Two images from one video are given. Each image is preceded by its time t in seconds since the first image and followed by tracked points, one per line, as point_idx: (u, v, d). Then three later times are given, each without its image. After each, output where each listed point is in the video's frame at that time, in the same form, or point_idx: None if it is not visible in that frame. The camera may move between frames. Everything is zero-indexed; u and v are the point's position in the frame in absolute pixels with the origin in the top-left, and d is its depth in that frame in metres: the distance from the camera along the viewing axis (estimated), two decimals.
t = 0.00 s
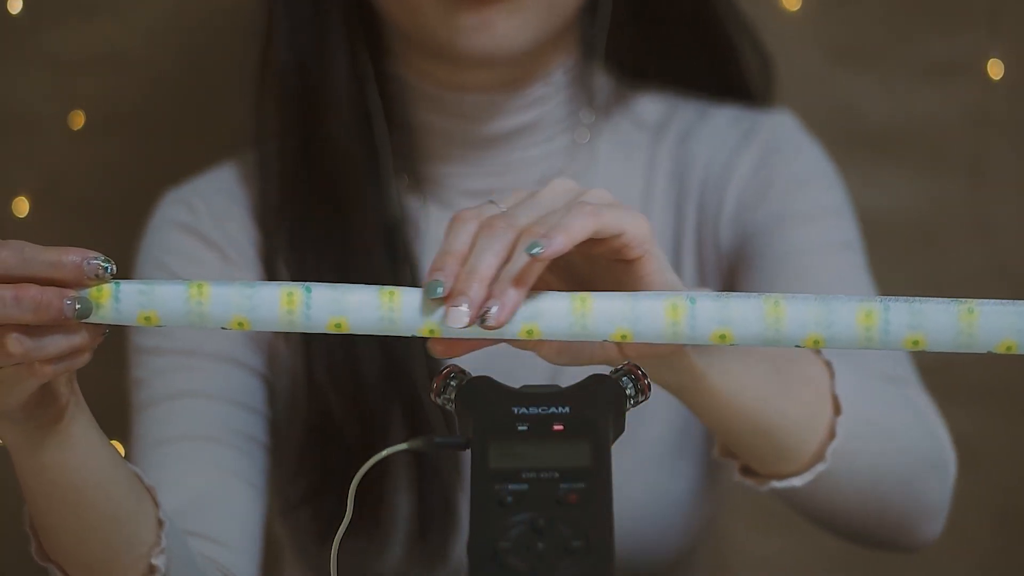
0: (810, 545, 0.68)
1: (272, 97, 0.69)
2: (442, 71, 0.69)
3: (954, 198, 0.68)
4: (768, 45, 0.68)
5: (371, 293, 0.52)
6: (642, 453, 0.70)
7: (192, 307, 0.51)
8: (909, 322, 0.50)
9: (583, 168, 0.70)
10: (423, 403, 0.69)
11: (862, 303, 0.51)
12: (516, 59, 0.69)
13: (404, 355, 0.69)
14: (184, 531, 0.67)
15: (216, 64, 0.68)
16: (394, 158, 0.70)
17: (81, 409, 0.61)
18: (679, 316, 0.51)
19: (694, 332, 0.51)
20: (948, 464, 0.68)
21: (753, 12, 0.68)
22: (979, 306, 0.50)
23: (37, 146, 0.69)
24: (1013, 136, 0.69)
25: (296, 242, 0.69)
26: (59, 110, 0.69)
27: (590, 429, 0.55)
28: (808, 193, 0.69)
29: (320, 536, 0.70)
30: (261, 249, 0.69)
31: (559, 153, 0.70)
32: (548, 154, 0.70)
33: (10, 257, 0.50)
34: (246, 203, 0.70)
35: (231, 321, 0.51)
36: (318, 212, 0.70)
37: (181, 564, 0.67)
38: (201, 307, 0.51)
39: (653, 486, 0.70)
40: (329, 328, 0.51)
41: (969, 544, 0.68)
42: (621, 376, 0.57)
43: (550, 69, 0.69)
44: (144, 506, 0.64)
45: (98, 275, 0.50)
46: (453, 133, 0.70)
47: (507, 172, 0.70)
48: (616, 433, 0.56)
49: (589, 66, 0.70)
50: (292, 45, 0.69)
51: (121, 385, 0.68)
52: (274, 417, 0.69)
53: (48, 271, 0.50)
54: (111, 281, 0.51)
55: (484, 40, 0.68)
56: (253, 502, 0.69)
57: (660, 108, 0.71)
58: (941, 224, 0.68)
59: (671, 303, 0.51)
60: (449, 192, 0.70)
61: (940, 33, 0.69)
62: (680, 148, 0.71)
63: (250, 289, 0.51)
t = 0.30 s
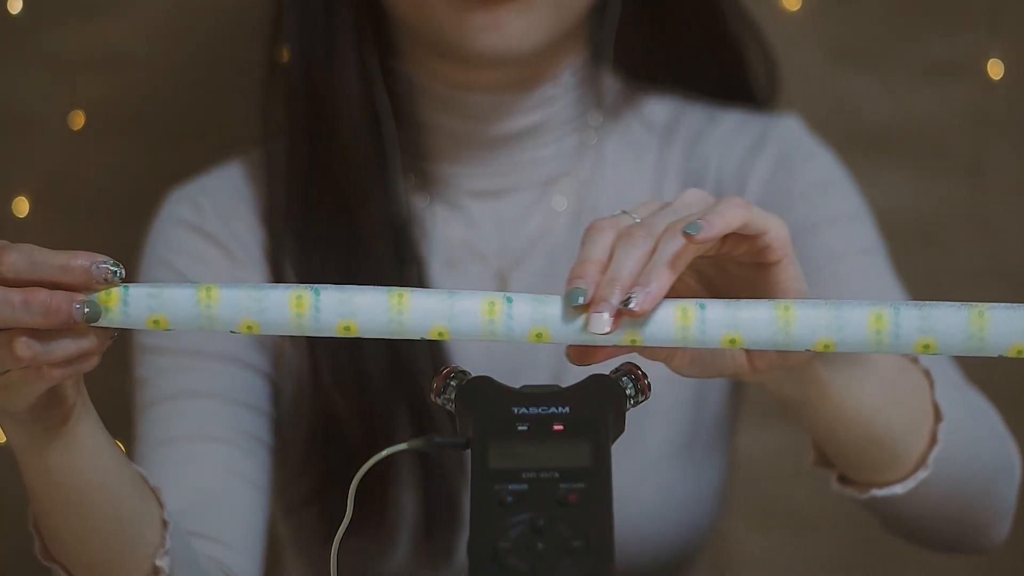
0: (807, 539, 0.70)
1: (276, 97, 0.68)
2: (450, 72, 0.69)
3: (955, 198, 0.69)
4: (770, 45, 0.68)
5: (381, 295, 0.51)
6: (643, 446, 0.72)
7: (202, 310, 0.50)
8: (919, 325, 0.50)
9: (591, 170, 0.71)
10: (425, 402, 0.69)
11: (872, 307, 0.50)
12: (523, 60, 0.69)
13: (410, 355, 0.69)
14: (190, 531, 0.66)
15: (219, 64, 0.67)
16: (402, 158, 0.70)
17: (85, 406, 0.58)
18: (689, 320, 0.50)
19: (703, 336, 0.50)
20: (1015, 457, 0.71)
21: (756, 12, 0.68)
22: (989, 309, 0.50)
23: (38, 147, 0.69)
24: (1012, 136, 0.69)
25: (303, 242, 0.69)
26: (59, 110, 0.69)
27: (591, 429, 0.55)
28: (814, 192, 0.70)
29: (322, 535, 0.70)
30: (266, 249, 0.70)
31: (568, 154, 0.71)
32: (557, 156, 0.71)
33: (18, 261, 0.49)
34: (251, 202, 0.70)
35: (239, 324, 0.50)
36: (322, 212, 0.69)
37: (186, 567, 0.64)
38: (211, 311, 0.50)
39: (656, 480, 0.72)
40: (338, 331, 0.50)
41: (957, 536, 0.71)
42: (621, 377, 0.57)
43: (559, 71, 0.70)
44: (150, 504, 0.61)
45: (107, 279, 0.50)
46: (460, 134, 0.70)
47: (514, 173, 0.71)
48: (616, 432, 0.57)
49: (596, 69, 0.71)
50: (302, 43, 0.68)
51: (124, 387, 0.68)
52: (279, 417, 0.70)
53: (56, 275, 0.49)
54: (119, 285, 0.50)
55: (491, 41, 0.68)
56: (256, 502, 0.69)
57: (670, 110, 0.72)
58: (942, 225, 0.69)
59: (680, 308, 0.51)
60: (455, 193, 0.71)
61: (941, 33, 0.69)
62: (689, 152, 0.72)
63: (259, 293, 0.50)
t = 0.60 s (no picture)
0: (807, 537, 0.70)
1: (277, 96, 0.68)
2: (453, 73, 0.68)
3: (955, 198, 0.69)
4: (772, 44, 0.68)
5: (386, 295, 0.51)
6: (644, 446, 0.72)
7: (206, 311, 0.50)
8: (922, 324, 0.50)
9: (593, 171, 0.71)
10: (426, 402, 0.69)
11: (874, 306, 0.50)
12: (526, 61, 0.69)
13: (412, 356, 0.69)
14: (190, 531, 0.66)
15: (222, 64, 0.67)
16: (405, 159, 0.70)
17: (85, 406, 0.57)
18: (693, 317, 0.50)
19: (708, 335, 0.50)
20: None
21: (756, 12, 0.68)
22: (991, 308, 0.50)
23: (40, 147, 0.69)
24: (1011, 136, 0.69)
25: (305, 242, 0.69)
26: (60, 110, 0.69)
27: (591, 429, 0.55)
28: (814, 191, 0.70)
29: (322, 535, 0.70)
30: (268, 249, 0.70)
31: (571, 156, 0.71)
32: (559, 157, 0.71)
33: (23, 261, 0.48)
34: (254, 202, 0.70)
35: (243, 324, 0.50)
36: (323, 211, 0.69)
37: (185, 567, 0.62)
38: (215, 311, 0.50)
39: (655, 481, 0.72)
40: (343, 331, 0.50)
41: (966, 540, 0.70)
42: (621, 377, 0.57)
43: (561, 71, 0.70)
44: (150, 505, 0.60)
45: (113, 279, 0.49)
46: (462, 134, 0.70)
47: (517, 174, 0.71)
48: (616, 432, 0.57)
49: (598, 70, 0.71)
50: (304, 42, 0.68)
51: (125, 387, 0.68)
52: (280, 417, 0.70)
53: (61, 275, 0.49)
54: (124, 284, 0.50)
55: (494, 40, 0.68)
56: (257, 502, 0.69)
57: (675, 113, 0.73)
58: (943, 225, 0.69)
59: (683, 306, 0.50)
60: (458, 194, 0.71)
61: (941, 33, 0.69)
62: (693, 155, 0.73)
63: (264, 293, 0.50)
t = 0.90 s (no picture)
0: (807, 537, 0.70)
1: (277, 97, 0.68)
2: (455, 73, 0.68)
3: (952, 200, 0.69)
4: (772, 45, 0.68)
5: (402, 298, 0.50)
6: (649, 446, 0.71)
7: (223, 312, 0.50)
8: (931, 339, 0.52)
9: (595, 172, 0.71)
10: (426, 402, 0.69)
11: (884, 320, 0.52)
12: (528, 61, 0.68)
13: (413, 355, 0.69)
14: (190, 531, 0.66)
15: (223, 63, 0.67)
16: (405, 158, 0.70)
17: (88, 404, 0.57)
18: (707, 327, 0.50)
19: (720, 343, 0.51)
20: None
21: (756, 13, 0.68)
22: (998, 324, 0.52)
23: (41, 147, 0.69)
24: (1010, 136, 0.70)
25: (307, 242, 0.70)
26: (60, 111, 0.69)
27: (590, 429, 0.55)
28: (812, 193, 0.71)
29: (323, 535, 0.70)
30: (268, 250, 0.70)
31: (571, 157, 0.71)
32: (560, 159, 0.71)
33: (41, 259, 0.48)
34: (255, 202, 0.70)
35: (260, 325, 0.50)
36: (324, 211, 0.70)
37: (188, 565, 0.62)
38: (232, 312, 0.49)
39: (660, 482, 0.71)
40: (359, 334, 0.50)
41: (963, 540, 0.71)
42: (621, 377, 0.57)
43: (562, 73, 0.70)
44: (151, 505, 0.59)
45: (130, 278, 0.49)
46: (461, 133, 0.70)
47: (517, 174, 0.70)
48: (615, 433, 0.57)
49: (600, 72, 0.71)
50: (304, 42, 0.68)
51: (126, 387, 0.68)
52: (280, 417, 0.70)
53: (79, 273, 0.48)
54: (140, 284, 0.50)
55: (495, 42, 0.67)
56: (257, 502, 0.69)
57: (676, 115, 0.73)
58: (937, 226, 0.70)
59: (697, 315, 0.51)
60: (459, 195, 0.71)
61: (941, 33, 0.69)
62: (697, 157, 0.72)
63: (282, 294, 0.50)
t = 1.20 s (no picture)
0: (807, 538, 0.70)
1: (277, 98, 0.68)
2: (456, 75, 0.68)
3: (952, 200, 0.70)
4: (772, 46, 0.69)
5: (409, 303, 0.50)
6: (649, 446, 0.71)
7: (231, 315, 0.50)
8: (936, 349, 0.51)
9: (593, 176, 0.71)
10: (427, 402, 0.69)
11: (890, 329, 0.51)
12: (528, 62, 0.68)
13: (413, 356, 0.69)
14: (192, 531, 0.66)
15: (224, 63, 0.67)
16: (405, 159, 0.70)
17: (89, 404, 0.56)
18: (712, 336, 0.50)
19: (726, 351, 0.50)
20: None
21: (755, 13, 0.68)
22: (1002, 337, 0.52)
23: (41, 147, 0.69)
24: (1011, 135, 0.70)
25: (307, 243, 0.70)
26: (61, 111, 0.69)
27: (590, 429, 0.56)
28: (823, 196, 0.71)
29: (323, 536, 0.70)
30: (268, 251, 0.70)
31: (572, 158, 0.71)
32: (561, 159, 0.71)
33: (50, 262, 0.48)
34: (256, 202, 0.70)
35: (267, 330, 0.50)
36: (325, 212, 0.70)
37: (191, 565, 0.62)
38: (240, 316, 0.49)
39: (660, 482, 0.71)
40: (365, 340, 0.50)
41: (962, 539, 0.71)
42: (621, 377, 0.57)
43: (563, 73, 0.70)
44: (152, 506, 0.59)
45: (137, 281, 0.49)
46: (462, 135, 0.70)
47: (519, 176, 0.70)
48: (616, 433, 0.57)
49: (600, 72, 0.71)
50: (304, 43, 0.68)
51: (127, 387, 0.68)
52: (281, 417, 0.70)
53: (86, 276, 0.48)
54: (148, 286, 0.50)
55: (494, 44, 0.68)
56: (259, 503, 0.69)
57: (679, 116, 0.73)
58: (936, 226, 0.70)
59: (703, 323, 0.50)
60: (459, 195, 0.71)
61: (941, 33, 0.69)
62: (699, 157, 0.72)
63: (289, 299, 0.50)
